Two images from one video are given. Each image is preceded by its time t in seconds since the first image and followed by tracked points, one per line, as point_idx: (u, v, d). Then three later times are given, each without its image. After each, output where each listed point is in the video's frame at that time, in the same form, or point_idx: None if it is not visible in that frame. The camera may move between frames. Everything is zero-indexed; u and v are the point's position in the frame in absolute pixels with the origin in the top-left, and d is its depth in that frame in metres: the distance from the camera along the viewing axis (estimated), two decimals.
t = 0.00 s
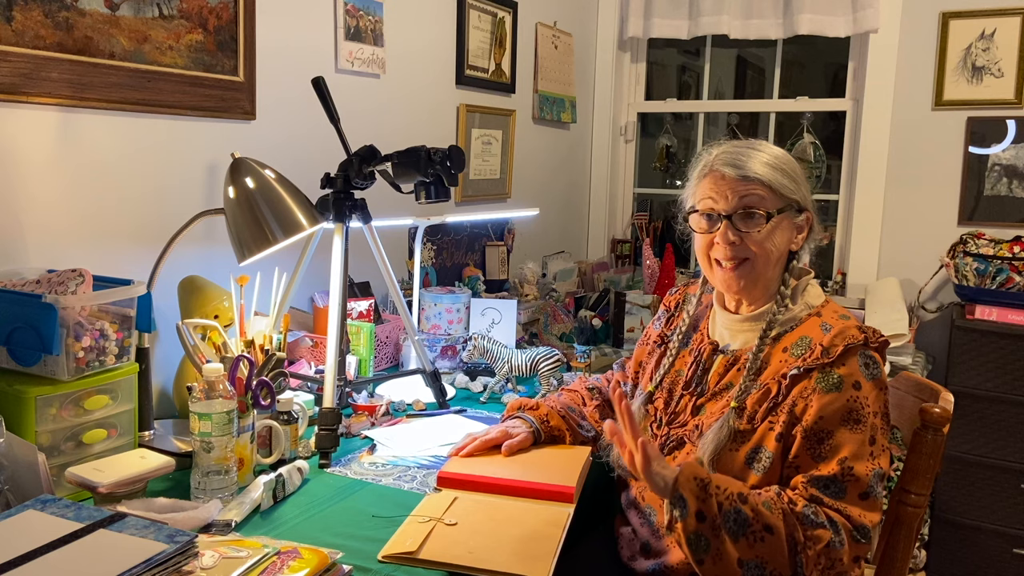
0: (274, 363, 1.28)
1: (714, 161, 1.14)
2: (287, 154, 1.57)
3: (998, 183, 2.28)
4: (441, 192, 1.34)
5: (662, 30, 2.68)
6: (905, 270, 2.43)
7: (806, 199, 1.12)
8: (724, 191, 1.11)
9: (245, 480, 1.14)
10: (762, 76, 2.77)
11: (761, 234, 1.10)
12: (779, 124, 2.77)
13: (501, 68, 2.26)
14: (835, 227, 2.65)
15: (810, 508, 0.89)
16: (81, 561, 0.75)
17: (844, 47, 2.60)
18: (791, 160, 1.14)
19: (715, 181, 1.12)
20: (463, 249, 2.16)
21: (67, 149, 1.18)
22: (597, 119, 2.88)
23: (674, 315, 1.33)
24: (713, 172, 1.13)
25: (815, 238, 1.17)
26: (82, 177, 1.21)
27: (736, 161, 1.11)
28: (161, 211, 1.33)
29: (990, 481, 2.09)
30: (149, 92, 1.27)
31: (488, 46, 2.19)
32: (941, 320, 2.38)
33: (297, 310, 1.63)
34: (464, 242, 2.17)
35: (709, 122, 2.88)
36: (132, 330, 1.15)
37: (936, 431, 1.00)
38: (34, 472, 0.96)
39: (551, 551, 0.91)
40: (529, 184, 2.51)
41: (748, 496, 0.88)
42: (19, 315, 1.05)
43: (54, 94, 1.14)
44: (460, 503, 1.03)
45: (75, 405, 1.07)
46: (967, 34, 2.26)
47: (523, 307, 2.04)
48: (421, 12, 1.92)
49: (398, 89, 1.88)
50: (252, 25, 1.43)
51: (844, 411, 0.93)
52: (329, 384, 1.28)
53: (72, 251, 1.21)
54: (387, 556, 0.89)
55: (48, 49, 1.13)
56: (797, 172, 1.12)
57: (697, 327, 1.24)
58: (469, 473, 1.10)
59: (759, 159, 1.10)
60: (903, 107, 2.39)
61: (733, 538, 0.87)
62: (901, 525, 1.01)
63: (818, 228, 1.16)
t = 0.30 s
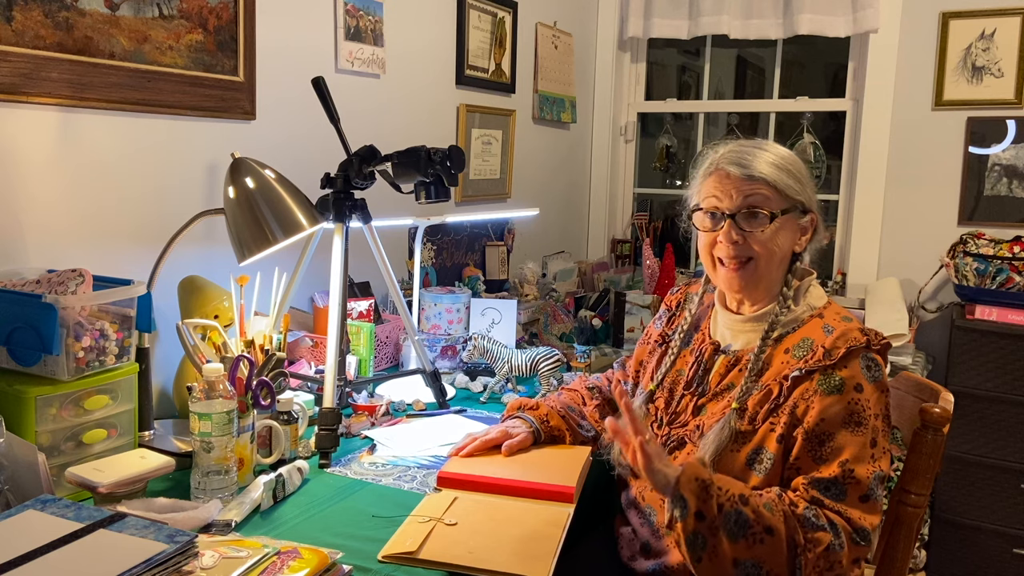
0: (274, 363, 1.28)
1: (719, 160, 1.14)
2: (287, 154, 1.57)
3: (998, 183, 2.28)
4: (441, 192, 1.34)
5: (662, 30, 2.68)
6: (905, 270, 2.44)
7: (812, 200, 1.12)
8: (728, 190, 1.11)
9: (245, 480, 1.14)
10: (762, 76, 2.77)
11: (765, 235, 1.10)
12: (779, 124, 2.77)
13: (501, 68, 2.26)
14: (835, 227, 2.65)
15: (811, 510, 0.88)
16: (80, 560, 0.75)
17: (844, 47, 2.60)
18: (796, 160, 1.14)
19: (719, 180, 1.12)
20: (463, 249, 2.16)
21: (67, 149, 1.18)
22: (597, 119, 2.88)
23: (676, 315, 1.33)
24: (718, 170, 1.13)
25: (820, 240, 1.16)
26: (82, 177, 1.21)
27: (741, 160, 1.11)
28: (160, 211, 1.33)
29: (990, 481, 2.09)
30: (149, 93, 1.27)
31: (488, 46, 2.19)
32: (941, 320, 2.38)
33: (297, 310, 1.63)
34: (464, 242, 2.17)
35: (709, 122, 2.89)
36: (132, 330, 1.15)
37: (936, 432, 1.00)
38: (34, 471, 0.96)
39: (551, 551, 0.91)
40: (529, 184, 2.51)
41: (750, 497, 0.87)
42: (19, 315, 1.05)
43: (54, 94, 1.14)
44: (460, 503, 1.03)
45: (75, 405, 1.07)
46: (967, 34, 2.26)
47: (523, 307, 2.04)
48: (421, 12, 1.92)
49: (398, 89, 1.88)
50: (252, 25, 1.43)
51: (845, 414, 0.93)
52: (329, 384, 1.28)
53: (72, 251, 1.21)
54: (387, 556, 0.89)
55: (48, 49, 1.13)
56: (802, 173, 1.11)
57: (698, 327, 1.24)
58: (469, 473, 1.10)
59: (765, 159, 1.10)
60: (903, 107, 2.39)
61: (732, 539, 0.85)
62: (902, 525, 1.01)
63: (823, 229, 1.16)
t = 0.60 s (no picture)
0: (274, 363, 1.28)
1: (734, 154, 1.14)
2: (286, 154, 1.57)
3: (998, 183, 2.28)
4: (441, 192, 1.34)
5: (662, 30, 2.68)
6: (905, 270, 2.44)
7: (824, 203, 1.11)
8: (739, 183, 1.11)
9: (245, 480, 1.14)
10: (762, 76, 2.77)
11: (771, 230, 1.09)
12: (779, 124, 2.77)
13: (501, 68, 2.26)
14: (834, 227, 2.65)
15: (831, 489, 0.88)
16: (80, 560, 0.75)
17: (843, 47, 2.60)
18: (815, 161, 1.12)
19: (732, 173, 1.12)
20: (463, 249, 2.16)
21: (67, 148, 1.18)
22: (597, 119, 2.88)
23: (680, 312, 1.32)
24: (732, 164, 1.13)
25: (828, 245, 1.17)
26: (82, 176, 1.21)
27: (756, 156, 1.11)
28: (161, 211, 1.33)
29: (990, 480, 2.09)
30: (149, 93, 1.27)
31: (488, 46, 2.19)
32: (941, 320, 2.38)
33: (297, 310, 1.63)
34: (464, 242, 2.17)
35: (709, 122, 2.89)
36: (132, 330, 1.15)
37: (936, 431, 1.00)
38: (34, 471, 0.96)
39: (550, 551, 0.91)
40: (529, 184, 2.51)
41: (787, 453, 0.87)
42: (19, 315, 1.05)
43: (54, 94, 1.14)
44: (460, 503, 1.03)
45: (75, 404, 1.07)
46: (966, 34, 2.26)
47: (523, 307, 2.04)
48: (421, 12, 1.92)
49: (398, 90, 1.88)
50: (252, 24, 1.43)
51: (846, 412, 0.94)
52: (329, 384, 1.28)
53: (72, 251, 1.21)
54: (387, 555, 0.89)
55: (48, 49, 1.13)
56: (817, 174, 1.10)
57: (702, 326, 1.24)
58: (469, 473, 1.10)
59: (779, 156, 1.10)
60: (903, 106, 2.39)
61: (767, 488, 0.85)
62: (901, 525, 1.01)
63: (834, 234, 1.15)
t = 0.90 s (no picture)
0: (274, 363, 1.28)
1: (746, 156, 1.14)
2: (286, 154, 1.57)
3: (998, 183, 2.28)
4: (441, 192, 1.34)
5: (662, 30, 2.68)
6: (905, 270, 2.44)
7: (836, 206, 1.12)
8: (750, 185, 1.11)
9: (245, 480, 1.14)
10: (762, 76, 2.77)
11: (783, 233, 1.09)
12: (779, 124, 2.77)
13: (501, 68, 2.26)
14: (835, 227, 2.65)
15: (842, 508, 0.89)
16: (79, 561, 0.75)
17: (843, 47, 2.60)
18: (826, 163, 1.13)
19: (744, 175, 1.13)
20: (463, 249, 2.16)
21: (68, 149, 1.18)
22: (597, 119, 2.88)
23: (687, 312, 1.32)
24: (744, 166, 1.13)
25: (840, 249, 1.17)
26: (82, 176, 1.21)
27: (767, 158, 1.11)
28: (161, 212, 1.33)
29: (989, 480, 2.09)
30: (149, 93, 1.27)
31: (488, 46, 2.19)
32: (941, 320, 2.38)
33: (297, 310, 1.63)
34: (464, 242, 2.17)
35: (709, 122, 2.89)
36: (132, 330, 1.15)
37: (936, 432, 1.00)
38: (33, 470, 0.96)
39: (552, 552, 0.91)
40: (529, 184, 2.51)
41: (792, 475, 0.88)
42: (19, 315, 1.05)
43: (54, 94, 1.14)
44: (460, 503, 1.03)
45: (75, 405, 1.07)
46: (967, 34, 2.26)
47: (523, 308, 2.04)
48: (422, 12, 1.92)
49: (398, 89, 1.87)
50: (252, 24, 1.43)
51: (859, 425, 0.94)
52: (329, 384, 1.28)
53: (73, 251, 1.21)
54: (387, 556, 0.89)
55: (48, 50, 1.13)
56: (829, 177, 1.10)
57: (710, 327, 1.24)
58: (469, 473, 1.10)
59: (790, 158, 1.10)
60: (903, 107, 2.39)
61: (768, 510, 0.88)
62: (902, 526, 1.00)
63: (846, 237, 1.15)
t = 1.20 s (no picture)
0: (274, 363, 1.28)
1: (749, 159, 1.13)
2: (286, 154, 1.57)
3: (998, 183, 2.28)
4: (441, 192, 1.34)
5: (662, 30, 2.68)
6: (905, 270, 2.44)
7: (838, 206, 1.12)
8: (756, 189, 1.10)
9: (245, 480, 1.14)
10: (762, 76, 2.77)
11: (790, 236, 1.09)
12: (779, 124, 2.77)
13: (501, 68, 2.26)
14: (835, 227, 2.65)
15: (842, 510, 0.89)
16: (79, 561, 0.75)
17: (843, 47, 2.60)
18: (827, 163, 1.13)
19: (748, 178, 1.12)
20: (463, 249, 2.16)
21: (68, 149, 1.18)
22: (597, 119, 2.88)
23: (689, 313, 1.32)
24: (747, 169, 1.13)
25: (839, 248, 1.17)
26: (82, 177, 1.21)
27: (771, 160, 1.10)
28: (161, 212, 1.33)
29: (989, 480, 2.09)
30: (149, 92, 1.27)
31: (488, 46, 2.19)
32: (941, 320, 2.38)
33: (297, 310, 1.63)
34: (464, 242, 2.17)
35: (709, 122, 2.89)
36: (132, 330, 1.15)
37: (936, 432, 1.00)
38: (33, 470, 0.96)
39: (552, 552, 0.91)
40: (529, 184, 2.51)
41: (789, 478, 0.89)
42: (19, 315, 1.05)
43: (54, 94, 1.14)
44: (460, 503, 1.03)
45: (75, 405, 1.07)
46: (966, 34, 2.26)
47: (523, 308, 2.04)
48: (422, 12, 1.92)
49: (398, 89, 1.87)
50: (252, 24, 1.43)
51: (863, 426, 0.94)
52: (329, 384, 1.28)
53: (73, 252, 1.21)
54: (387, 556, 0.89)
55: (47, 49, 1.13)
56: (832, 177, 1.11)
57: (712, 327, 1.24)
58: (469, 473, 1.10)
59: (794, 159, 1.10)
60: (903, 106, 2.39)
61: (768, 514, 0.87)
62: (903, 527, 1.00)
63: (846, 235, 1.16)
